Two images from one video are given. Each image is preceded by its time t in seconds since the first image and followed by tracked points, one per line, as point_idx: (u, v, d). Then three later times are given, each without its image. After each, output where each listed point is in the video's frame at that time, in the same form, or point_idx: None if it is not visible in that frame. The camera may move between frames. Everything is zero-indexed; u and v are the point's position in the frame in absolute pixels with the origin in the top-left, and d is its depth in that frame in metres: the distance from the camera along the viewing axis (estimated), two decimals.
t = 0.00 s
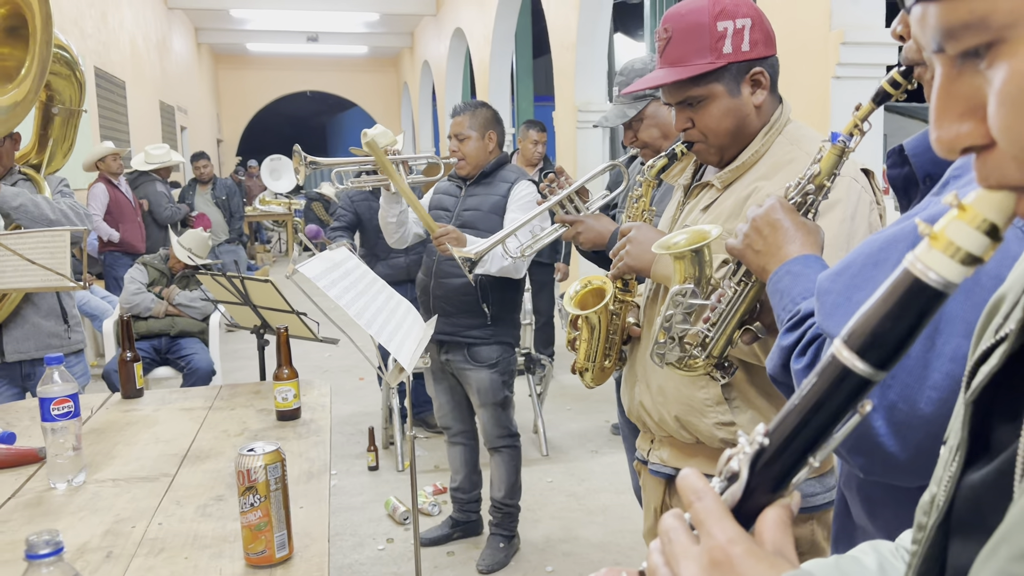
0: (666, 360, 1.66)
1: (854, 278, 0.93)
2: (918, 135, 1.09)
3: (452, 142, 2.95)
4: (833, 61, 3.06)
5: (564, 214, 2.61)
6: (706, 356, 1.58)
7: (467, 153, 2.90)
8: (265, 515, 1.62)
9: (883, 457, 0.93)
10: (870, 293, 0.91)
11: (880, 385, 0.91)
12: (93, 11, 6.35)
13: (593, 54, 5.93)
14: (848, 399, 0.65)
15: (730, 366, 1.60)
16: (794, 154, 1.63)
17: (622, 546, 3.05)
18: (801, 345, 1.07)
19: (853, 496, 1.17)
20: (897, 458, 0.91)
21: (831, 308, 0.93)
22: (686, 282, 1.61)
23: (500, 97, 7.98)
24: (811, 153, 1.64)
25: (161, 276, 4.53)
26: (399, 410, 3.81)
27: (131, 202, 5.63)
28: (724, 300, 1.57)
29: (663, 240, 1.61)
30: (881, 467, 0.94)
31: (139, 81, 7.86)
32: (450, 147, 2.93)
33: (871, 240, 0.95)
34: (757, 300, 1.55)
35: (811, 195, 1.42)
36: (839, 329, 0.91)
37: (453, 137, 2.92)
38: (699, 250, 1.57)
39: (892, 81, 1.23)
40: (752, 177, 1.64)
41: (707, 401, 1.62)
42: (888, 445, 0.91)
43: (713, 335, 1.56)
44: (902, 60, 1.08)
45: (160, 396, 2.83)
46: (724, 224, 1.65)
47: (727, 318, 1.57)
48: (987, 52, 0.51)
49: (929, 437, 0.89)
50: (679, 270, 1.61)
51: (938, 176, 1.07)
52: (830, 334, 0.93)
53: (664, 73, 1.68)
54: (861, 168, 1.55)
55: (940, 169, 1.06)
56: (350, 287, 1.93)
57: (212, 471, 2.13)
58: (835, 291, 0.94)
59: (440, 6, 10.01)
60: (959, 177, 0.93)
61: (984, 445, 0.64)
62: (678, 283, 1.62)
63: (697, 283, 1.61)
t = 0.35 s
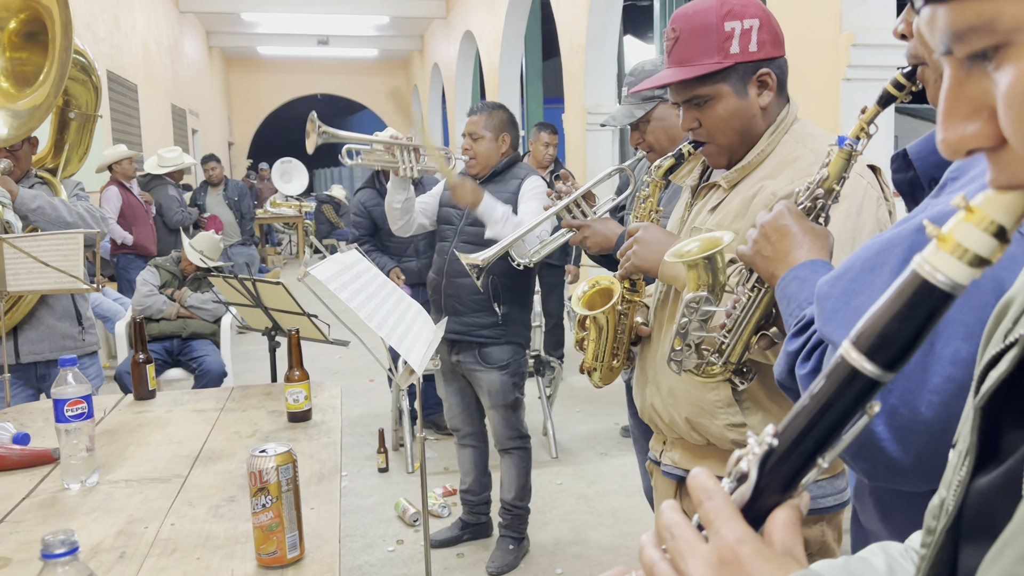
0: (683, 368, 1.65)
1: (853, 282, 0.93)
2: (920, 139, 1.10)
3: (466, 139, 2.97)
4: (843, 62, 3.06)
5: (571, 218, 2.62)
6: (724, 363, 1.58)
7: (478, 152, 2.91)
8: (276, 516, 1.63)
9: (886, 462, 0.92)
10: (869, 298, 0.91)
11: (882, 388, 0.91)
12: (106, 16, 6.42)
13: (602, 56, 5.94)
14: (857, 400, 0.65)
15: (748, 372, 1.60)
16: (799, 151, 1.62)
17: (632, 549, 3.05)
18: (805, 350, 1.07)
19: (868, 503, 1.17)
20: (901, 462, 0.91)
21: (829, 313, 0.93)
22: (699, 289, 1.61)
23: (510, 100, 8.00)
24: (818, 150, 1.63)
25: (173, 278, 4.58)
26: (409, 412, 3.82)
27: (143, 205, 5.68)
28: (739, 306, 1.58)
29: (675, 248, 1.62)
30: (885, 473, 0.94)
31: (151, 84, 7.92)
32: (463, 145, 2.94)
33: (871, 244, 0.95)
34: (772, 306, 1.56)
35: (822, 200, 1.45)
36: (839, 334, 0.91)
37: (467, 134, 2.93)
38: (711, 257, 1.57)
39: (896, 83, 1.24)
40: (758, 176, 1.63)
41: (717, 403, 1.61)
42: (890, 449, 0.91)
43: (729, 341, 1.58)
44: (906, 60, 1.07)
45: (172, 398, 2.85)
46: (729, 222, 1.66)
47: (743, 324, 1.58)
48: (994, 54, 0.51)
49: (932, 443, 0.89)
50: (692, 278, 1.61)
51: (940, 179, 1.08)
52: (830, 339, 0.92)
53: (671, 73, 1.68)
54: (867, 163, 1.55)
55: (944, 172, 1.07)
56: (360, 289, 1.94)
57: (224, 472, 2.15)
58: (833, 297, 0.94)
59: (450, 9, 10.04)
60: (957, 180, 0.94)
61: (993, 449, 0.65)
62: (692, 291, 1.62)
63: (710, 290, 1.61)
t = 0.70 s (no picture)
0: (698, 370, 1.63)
1: (881, 269, 0.93)
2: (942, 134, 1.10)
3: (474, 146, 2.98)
4: (854, 64, 3.05)
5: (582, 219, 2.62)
6: (740, 364, 1.58)
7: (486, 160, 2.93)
8: (288, 516, 1.64)
9: (913, 448, 0.93)
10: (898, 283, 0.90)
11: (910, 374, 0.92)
12: (118, 19, 6.47)
13: (612, 57, 5.94)
14: (865, 403, 0.65)
15: (761, 373, 1.60)
16: (810, 154, 1.62)
17: (641, 551, 3.05)
18: (829, 339, 1.07)
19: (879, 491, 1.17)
20: (927, 448, 0.92)
21: (858, 300, 0.93)
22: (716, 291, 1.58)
23: (521, 101, 8.01)
24: (830, 152, 1.63)
25: (184, 279, 4.62)
26: (418, 414, 3.83)
27: (155, 206, 5.72)
28: (755, 309, 1.57)
29: (692, 250, 1.60)
30: (910, 458, 0.95)
31: (163, 86, 7.97)
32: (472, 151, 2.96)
33: (899, 232, 0.95)
34: (789, 307, 1.55)
35: (839, 201, 1.42)
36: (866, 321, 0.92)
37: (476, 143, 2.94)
38: (729, 260, 1.53)
39: (915, 86, 1.24)
40: (769, 177, 1.63)
41: (727, 403, 1.62)
42: (917, 435, 0.92)
43: (746, 342, 1.57)
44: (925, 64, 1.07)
45: (184, 398, 2.87)
46: (739, 222, 1.65)
47: (760, 325, 1.57)
48: (1003, 55, 0.52)
49: (960, 431, 0.89)
50: (708, 280, 1.58)
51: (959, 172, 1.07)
52: (857, 326, 0.93)
53: (683, 77, 1.69)
54: (879, 166, 1.55)
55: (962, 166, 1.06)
56: (371, 290, 1.95)
57: (235, 472, 2.17)
58: (862, 283, 0.94)
59: (460, 11, 10.07)
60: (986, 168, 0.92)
61: (1000, 447, 0.65)
62: (709, 293, 1.59)
63: (728, 291, 1.57)
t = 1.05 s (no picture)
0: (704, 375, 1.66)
1: (925, 253, 0.94)
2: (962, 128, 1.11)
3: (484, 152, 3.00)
4: (865, 65, 3.05)
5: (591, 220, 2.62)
6: (746, 369, 1.59)
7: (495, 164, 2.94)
8: (299, 514, 1.66)
9: (964, 431, 0.93)
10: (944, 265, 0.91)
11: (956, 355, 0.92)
12: (129, 20, 6.52)
13: (621, 57, 5.94)
14: (872, 407, 0.66)
15: (767, 379, 1.61)
16: (821, 156, 1.63)
17: (650, 551, 3.06)
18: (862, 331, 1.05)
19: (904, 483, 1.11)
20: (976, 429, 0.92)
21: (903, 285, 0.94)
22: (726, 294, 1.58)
23: (530, 102, 8.02)
24: (841, 154, 1.63)
25: (195, 279, 4.65)
26: (427, 413, 3.85)
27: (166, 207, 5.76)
28: (764, 312, 1.56)
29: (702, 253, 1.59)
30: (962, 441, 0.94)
31: (173, 86, 8.02)
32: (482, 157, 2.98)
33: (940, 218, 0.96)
34: (796, 312, 1.55)
35: (851, 205, 1.42)
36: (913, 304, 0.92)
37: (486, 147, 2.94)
38: (738, 263, 1.53)
39: (927, 93, 1.25)
40: (781, 179, 1.63)
41: (736, 405, 1.62)
42: (966, 416, 0.92)
43: (753, 347, 1.58)
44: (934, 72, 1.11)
45: (195, 397, 2.90)
46: (749, 225, 1.66)
47: (767, 329, 1.57)
48: (1005, 61, 0.53)
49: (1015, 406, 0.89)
50: (717, 282, 1.58)
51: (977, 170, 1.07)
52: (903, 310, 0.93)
53: (691, 80, 1.69)
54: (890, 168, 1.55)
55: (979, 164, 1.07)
56: (381, 290, 1.97)
57: (246, 471, 2.18)
58: (906, 268, 0.95)
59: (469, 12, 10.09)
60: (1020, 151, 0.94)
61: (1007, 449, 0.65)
62: (717, 296, 1.58)
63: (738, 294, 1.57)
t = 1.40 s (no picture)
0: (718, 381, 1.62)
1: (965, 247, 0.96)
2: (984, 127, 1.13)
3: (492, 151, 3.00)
4: (874, 64, 3.04)
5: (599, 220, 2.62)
6: (761, 373, 1.57)
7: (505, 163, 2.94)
8: (308, 511, 1.67)
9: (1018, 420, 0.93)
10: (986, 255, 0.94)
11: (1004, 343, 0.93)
12: (138, 19, 6.55)
13: (629, 56, 5.93)
14: (882, 405, 0.66)
15: (779, 385, 1.59)
16: (832, 156, 1.62)
17: (657, 551, 3.06)
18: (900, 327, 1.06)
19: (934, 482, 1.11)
20: None
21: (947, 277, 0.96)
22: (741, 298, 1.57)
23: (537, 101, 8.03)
24: (852, 153, 1.63)
25: (204, 278, 4.67)
26: (435, 412, 3.86)
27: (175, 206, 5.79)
28: (778, 316, 1.56)
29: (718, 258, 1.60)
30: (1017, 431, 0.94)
31: (182, 85, 8.06)
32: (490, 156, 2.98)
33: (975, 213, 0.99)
34: (808, 318, 1.54)
35: (865, 210, 1.42)
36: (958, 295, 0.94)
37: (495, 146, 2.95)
38: (753, 267, 1.53)
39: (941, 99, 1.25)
40: (793, 179, 1.63)
41: (748, 406, 1.63)
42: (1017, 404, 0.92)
43: (768, 352, 1.57)
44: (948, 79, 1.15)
45: (204, 395, 2.91)
46: (761, 226, 1.66)
47: (781, 334, 1.56)
48: (1016, 62, 0.53)
49: None
50: (731, 287, 1.57)
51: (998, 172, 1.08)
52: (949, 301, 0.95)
53: (699, 82, 1.70)
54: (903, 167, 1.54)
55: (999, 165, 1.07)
56: (391, 289, 1.97)
57: (256, 468, 2.20)
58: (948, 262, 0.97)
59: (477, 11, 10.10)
60: None
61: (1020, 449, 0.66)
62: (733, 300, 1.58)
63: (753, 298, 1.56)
